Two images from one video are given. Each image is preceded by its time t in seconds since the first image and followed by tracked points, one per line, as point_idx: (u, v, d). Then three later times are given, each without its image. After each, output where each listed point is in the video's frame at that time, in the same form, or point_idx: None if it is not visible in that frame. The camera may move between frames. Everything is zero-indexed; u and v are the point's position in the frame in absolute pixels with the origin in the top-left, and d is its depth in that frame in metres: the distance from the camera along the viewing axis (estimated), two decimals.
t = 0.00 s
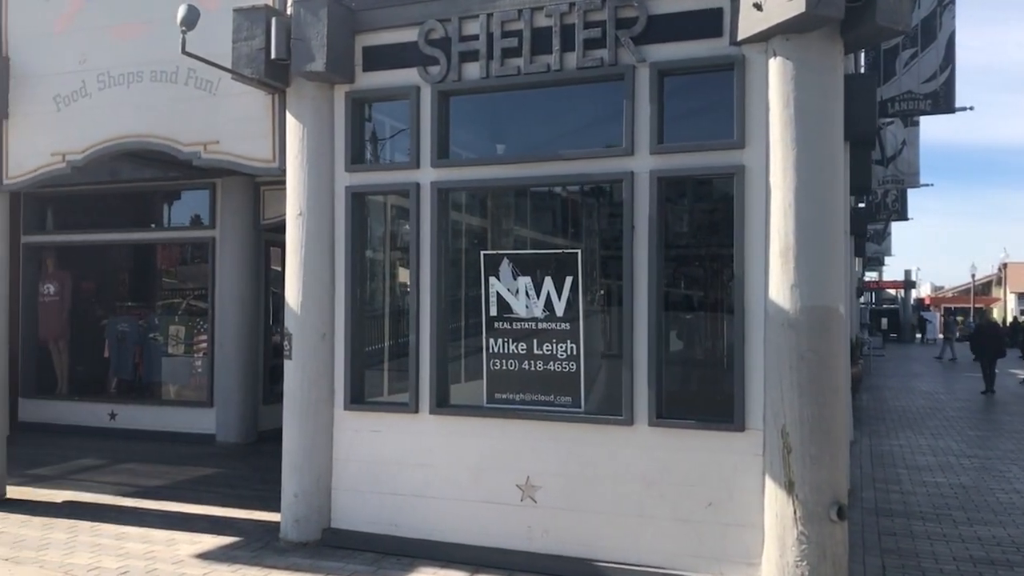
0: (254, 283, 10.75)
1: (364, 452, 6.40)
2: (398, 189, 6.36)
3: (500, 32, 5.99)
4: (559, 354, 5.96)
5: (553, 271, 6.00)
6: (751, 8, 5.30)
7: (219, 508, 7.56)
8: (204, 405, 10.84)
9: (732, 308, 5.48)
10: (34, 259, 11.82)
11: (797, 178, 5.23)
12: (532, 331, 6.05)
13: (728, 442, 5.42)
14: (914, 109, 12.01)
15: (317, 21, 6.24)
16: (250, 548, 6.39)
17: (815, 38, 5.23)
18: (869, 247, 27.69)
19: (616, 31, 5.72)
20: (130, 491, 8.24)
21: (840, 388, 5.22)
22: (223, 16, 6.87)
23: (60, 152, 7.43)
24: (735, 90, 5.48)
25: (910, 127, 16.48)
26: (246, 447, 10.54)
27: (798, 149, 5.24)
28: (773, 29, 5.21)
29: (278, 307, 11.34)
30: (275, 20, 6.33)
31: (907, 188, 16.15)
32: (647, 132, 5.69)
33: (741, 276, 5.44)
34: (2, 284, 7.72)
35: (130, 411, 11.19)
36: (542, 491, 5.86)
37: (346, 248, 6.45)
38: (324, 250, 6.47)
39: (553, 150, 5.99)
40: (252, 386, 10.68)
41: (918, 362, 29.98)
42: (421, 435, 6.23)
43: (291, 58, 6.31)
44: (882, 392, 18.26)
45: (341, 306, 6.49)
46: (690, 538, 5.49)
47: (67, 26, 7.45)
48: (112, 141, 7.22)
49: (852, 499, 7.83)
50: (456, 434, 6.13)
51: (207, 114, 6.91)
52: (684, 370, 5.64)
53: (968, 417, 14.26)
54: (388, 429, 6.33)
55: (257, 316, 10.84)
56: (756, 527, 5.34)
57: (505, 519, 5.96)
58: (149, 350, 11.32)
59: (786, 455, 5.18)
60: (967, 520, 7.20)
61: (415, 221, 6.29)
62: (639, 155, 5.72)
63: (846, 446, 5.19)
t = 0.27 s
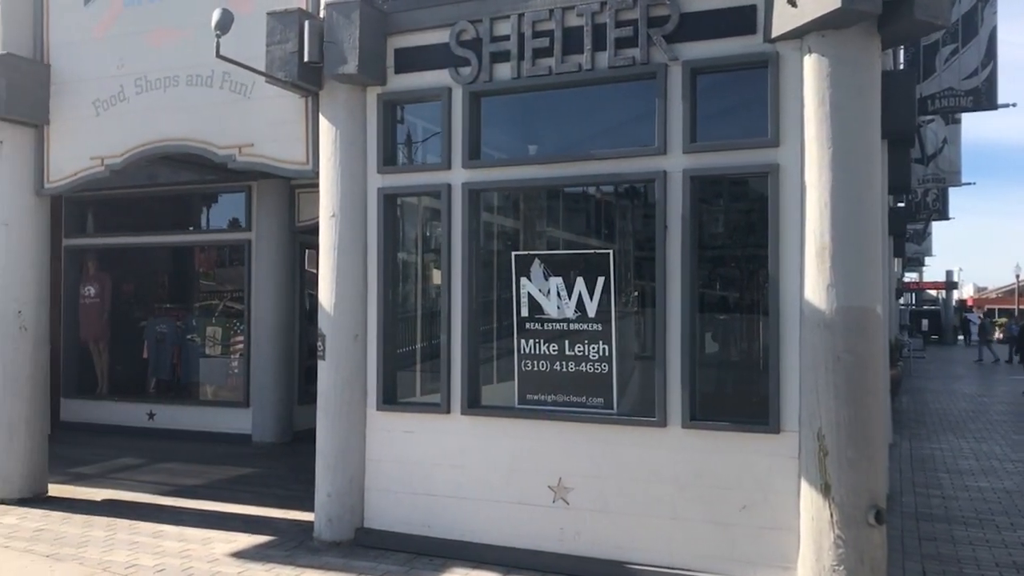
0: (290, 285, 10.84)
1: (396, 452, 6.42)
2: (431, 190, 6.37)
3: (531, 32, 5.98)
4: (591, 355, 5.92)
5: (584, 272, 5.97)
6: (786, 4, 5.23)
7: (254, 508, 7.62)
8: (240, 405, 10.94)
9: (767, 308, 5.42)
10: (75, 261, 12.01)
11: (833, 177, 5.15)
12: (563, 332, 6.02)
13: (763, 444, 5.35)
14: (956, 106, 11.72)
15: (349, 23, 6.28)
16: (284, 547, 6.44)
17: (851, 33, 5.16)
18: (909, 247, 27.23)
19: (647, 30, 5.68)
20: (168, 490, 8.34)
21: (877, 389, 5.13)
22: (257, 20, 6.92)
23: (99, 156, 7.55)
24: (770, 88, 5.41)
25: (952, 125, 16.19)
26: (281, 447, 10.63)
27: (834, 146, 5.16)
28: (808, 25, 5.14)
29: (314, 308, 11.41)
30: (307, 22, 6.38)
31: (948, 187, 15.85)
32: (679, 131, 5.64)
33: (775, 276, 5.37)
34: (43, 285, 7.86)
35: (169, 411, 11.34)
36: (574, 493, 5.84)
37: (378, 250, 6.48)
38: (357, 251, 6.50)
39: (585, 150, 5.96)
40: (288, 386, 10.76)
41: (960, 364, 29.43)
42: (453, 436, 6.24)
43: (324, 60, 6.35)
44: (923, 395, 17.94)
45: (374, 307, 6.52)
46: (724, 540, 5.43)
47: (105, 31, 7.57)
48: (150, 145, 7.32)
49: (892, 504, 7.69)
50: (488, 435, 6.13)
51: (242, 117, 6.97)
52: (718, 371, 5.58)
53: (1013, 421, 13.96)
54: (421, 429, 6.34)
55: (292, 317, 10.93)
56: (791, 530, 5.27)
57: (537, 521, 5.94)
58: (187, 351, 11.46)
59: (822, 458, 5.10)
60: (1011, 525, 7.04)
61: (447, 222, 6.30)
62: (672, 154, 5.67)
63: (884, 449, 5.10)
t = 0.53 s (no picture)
0: (323, 287, 10.92)
1: (426, 453, 6.44)
2: (460, 191, 6.39)
3: (560, 33, 5.97)
4: (621, 356, 5.90)
5: (614, 272, 5.95)
6: (817, 2, 5.17)
7: (287, 507, 7.69)
8: (274, 406, 11.05)
9: (799, 309, 5.35)
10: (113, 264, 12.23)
11: (867, 176, 5.08)
12: (593, 334, 6.00)
13: (795, 446, 5.29)
14: (994, 104, 11.59)
15: (379, 26, 6.31)
16: (316, 546, 6.49)
17: (884, 31, 5.08)
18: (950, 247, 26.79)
19: (677, 29, 5.64)
20: (203, 489, 8.45)
21: (912, 391, 5.05)
22: (289, 24, 6.99)
23: (135, 160, 7.68)
24: (801, 86, 5.35)
25: (993, 122, 15.89)
26: (315, 448, 10.72)
27: (867, 145, 5.08)
28: (840, 23, 5.07)
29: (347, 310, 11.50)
30: (338, 26, 6.43)
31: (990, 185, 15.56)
32: (710, 131, 5.60)
33: (807, 276, 5.30)
34: (82, 287, 8.00)
35: (205, 411, 11.48)
36: (604, 494, 5.81)
37: (408, 251, 6.51)
38: (387, 253, 6.53)
39: (614, 150, 5.94)
40: (321, 387, 10.84)
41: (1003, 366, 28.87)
42: (483, 437, 6.25)
43: (355, 64, 6.40)
44: (965, 397, 17.62)
45: (404, 308, 6.55)
46: (756, 544, 5.37)
47: (142, 37, 7.69)
48: (184, 148, 7.42)
49: (929, 508, 7.57)
50: (517, 436, 6.13)
51: (274, 120, 7.04)
52: (750, 373, 5.53)
53: None
54: (451, 430, 6.36)
55: (325, 319, 11.01)
56: (824, 534, 5.20)
57: (567, 522, 5.92)
58: (223, 352, 11.59)
59: (855, 461, 5.03)
60: None
61: (476, 223, 6.31)
62: (702, 153, 5.63)
63: (918, 452, 5.02)
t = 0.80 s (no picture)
0: (351, 289, 11.00)
1: (450, 454, 6.47)
2: (484, 194, 6.41)
3: (583, 35, 5.97)
4: (644, 359, 5.88)
5: (638, 274, 5.94)
6: (842, 2, 5.14)
7: (314, 508, 7.76)
8: (302, 407, 11.14)
9: (824, 311, 5.31)
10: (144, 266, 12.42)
11: (893, 177, 5.03)
12: (616, 336, 5.99)
13: (820, 450, 5.25)
14: None
15: (403, 30, 6.35)
16: (341, 547, 6.54)
17: (911, 30, 5.03)
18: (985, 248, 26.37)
19: (701, 30, 5.62)
20: (231, 489, 8.55)
21: (940, 394, 4.99)
22: (315, 29, 7.05)
23: (164, 165, 7.79)
24: (826, 87, 5.30)
25: None
26: (342, 449, 10.80)
27: (893, 146, 5.04)
28: (865, 23, 5.03)
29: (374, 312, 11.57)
30: (363, 30, 6.48)
31: None
32: (733, 133, 5.57)
33: (832, 278, 5.26)
34: (113, 290, 8.13)
35: (234, 412, 11.61)
36: (627, 497, 5.80)
37: (432, 254, 6.54)
38: (411, 255, 6.57)
39: (637, 153, 5.93)
40: (349, 388, 10.92)
41: None
42: (507, 439, 6.27)
43: (379, 68, 6.45)
44: (1000, 400, 17.34)
45: (428, 311, 6.58)
46: (780, 548, 5.34)
47: (171, 43, 7.80)
48: (212, 153, 7.52)
49: (960, 513, 7.46)
50: (541, 439, 6.14)
51: (300, 124, 7.10)
52: (774, 375, 5.49)
53: None
54: (475, 432, 6.39)
55: (353, 321, 11.09)
56: (850, 539, 5.16)
57: (590, 525, 5.92)
58: (252, 353, 11.70)
59: (882, 465, 4.99)
60: None
61: (500, 226, 6.33)
62: (726, 155, 5.60)
63: (946, 456, 4.95)
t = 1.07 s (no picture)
0: (367, 290, 11.04)
1: (465, 456, 6.49)
2: (498, 197, 6.43)
3: (596, 38, 5.98)
4: (658, 361, 5.88)
5: (651, 277, 5.94)
6: (855, 4, 5.12)
7: (330, 508, 7.81)
8: (319, 408, 11.21)
9: (838, 314, 5.29)
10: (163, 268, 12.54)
11: (906, 178, 5.01)
12: (629, 339, 6.00)
13: (834, 453, 5.23)
14: None
15: (417, 34, 6.39)
16: (355, 548, 6.58)
17: (925, 31, 5.01)
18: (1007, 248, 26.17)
19: (714, 33, 5.62)
20: (248, 490, 8.62)
21: (955, 396, 4.96)
22: (330, 33, 7.10)
23: (182, 168, 7.87)
24: (840, 89, 5.29)
25: None
26: (358, 449, 10.84)
27: (907, 148, 5.02)
28: (879, 24, 5.02)
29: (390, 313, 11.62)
30: (377, 34, 6.51)
31: None
32: (747, 135, 5.57)
33: (846, 280, 5.24)
34: (132, 293, 8.21)
35: (252, 413, 11.70)
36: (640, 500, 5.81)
37: (446, 256, 6.58)
38: (425, 257, 6.60)
39: (650, 155, 5.93)
40: (365, 390, 10.96)
41: None
42: (520, 441, 6.29)
43: (394, 72, 6.49)
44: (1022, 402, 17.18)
45: (442, 313, 6.62)
46: (793, 551, 5.33)
47: (189, 48, 7.88)
48: (229, 156, 7.58)
49: (978, 516, 7.41)
50: (554, 441, 6.16)
51: (316, 128, 7.15)
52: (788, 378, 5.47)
53: None
54: (489, 434, 6.42)
55: (369, 322, 11.13)
56: (864, 542, 5.14)
57: (603, 527, 5.93)
58: (269, 355, 11.77)
59: (896, 468, 4.97)
60: None
61: (513, 228, 6.35)
62: (740, 157, 5.60)
63: (961, 459, 4.93)
